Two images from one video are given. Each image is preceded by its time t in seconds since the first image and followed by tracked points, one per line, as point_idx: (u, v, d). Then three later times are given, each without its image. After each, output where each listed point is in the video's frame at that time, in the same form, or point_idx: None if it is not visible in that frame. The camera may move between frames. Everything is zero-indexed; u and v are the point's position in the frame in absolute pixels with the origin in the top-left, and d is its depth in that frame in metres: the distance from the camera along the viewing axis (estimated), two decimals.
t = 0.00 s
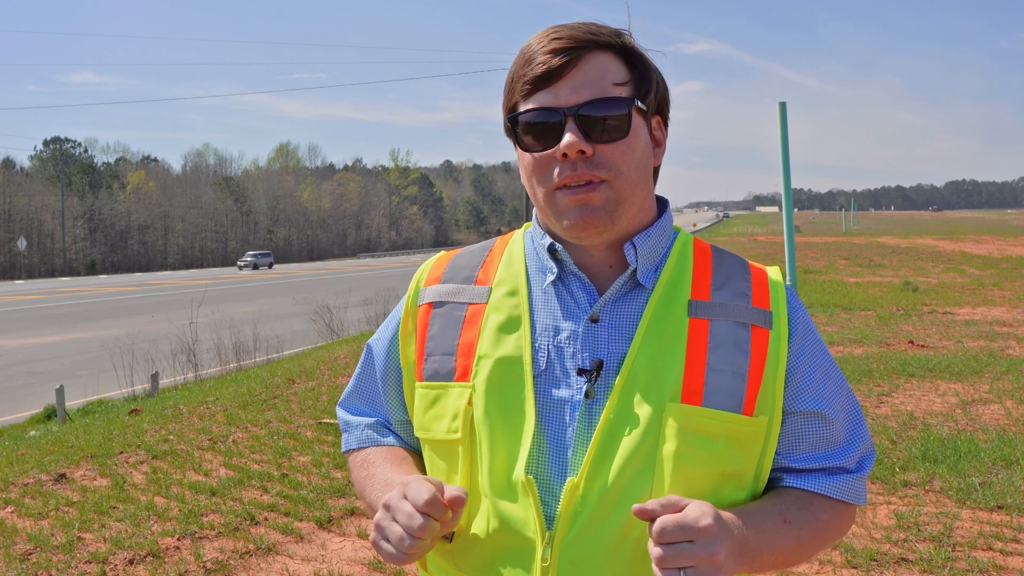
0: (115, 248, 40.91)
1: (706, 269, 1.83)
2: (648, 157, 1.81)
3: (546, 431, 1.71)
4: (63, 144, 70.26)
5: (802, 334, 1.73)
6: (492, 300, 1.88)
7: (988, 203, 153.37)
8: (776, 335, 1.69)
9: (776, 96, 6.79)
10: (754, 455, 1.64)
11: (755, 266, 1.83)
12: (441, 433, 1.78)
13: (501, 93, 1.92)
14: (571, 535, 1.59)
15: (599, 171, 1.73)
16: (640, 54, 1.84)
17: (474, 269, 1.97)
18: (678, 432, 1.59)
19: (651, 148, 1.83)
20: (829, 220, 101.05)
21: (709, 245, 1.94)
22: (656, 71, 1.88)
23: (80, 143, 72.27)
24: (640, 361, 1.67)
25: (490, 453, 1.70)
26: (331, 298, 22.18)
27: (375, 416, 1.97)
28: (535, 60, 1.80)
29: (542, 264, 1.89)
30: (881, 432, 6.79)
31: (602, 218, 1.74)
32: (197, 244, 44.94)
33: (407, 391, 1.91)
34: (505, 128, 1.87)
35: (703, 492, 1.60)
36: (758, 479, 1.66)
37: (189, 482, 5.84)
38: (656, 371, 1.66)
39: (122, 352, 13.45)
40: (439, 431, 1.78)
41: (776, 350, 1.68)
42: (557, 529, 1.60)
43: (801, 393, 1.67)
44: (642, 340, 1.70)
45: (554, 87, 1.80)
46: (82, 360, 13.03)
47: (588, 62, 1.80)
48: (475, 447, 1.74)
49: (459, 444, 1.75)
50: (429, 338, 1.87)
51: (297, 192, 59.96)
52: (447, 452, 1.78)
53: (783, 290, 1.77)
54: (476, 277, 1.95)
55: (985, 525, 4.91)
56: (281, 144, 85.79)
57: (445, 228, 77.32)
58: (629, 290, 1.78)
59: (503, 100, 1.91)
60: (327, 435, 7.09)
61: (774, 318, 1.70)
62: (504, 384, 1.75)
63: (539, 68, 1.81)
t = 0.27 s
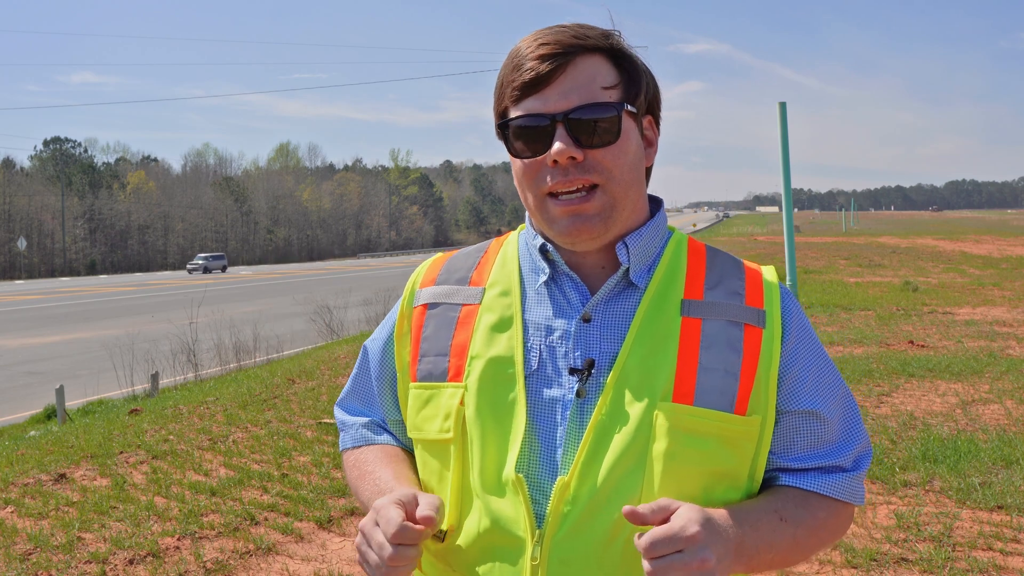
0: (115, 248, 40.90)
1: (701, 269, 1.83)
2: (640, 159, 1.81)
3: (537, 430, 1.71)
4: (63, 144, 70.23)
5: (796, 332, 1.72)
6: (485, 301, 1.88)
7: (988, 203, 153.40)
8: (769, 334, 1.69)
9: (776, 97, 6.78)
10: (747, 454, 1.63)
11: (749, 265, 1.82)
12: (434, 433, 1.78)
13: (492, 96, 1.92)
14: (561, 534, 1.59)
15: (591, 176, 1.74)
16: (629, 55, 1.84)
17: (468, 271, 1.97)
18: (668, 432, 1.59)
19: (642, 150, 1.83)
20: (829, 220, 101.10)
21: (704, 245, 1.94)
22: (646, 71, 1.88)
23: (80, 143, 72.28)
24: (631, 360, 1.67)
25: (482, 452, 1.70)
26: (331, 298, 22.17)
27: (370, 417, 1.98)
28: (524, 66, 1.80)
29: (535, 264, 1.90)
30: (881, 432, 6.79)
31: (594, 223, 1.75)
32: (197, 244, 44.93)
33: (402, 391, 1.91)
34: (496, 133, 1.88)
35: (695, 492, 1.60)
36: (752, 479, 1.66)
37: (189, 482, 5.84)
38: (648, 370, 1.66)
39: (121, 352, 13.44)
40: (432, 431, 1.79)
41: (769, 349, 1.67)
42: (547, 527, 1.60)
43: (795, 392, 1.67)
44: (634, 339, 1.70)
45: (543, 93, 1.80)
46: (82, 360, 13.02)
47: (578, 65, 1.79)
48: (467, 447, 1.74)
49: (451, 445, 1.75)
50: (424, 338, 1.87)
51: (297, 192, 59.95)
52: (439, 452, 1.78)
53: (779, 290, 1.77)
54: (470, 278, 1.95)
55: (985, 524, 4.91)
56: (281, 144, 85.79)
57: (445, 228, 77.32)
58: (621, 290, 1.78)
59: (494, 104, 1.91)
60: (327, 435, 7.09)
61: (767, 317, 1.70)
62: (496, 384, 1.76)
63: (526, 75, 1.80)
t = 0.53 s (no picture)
0: (115, 248, 40.90)
1: (697, 268, 1.83)
2: (638, 156, 1.81)
3: (532, 429, 1.71)
4: (63, 144, 70.22)
5: (792, 332, 1.72)
6: (482, 300, 1.88)
7: (988, 203, 153.47)
8: (765, 334, 1.68)
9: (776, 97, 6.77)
10: (742, 454, 1.63)
11: (746, 264, 1.82)
12: (430, 431, 1.78)
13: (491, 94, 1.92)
14: (554, 533, 1.59)
15: (590, 171, 1.74)
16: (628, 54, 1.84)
17: (466, 270, 1.97)
18: (664, 430, 1.59)
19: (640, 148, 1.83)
20: (829, 220, 101.18)
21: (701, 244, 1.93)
22: (644, 71, 1.88)
23: (80, 143, 72.26)
24: (627, 358, 1.68)
25: (477, 451, 1.70)
26: (331, 298, 22.17)
27: (369, 416, 1.98)
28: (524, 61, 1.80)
29: (533, 263, 1.90)
30: (881, 432, 6.79)
31: (593, 218, 1.75)
32: (197, 244, 44.92)
33: (399, 390, 1.91)
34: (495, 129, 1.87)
35: (691, 490, 1.59)
36: (747, 479, 1.66)
37: (189, 482, 5.84)
38: (643, 369, 1.66)
39: (121, 352, 13.44)
40: (428, 429, 1.79)
41: (764, 349, 1.67)
42: (541, 526, 1.60)
43: (790, 392, 1.67)
44: (630, 338, 1.70)
45: (543, 88, 1.80)
46: (82, 360, 13.02)
47: (578, 63, 1.79)
48: (462, 446, 1.74)
49: (447, 443, 1.75)
50: (421, 337, 1.87)
51: (297, 192, 59.96)
52: (435, 451, 1.78)
53: (775, 289, 1.76)
54: (467, 277, 1.95)
55: (985, 524, 4.91)
56: (281, 144, 85.79)
57: (445, 228, 77.31)
58: (616, 290, 1.78)
59: (493, 102, 1.91)
60: (327, 435, 7.09)
61: (762, 317, 1.70)
62: (493, 382, 1.76)
63: (526, 71, 1.81)
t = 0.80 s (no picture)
0: (115, 249, 40.90)
1: (696, 265, 1.83)
2: (643, 151, 1.82)
3: (531, 424, 1.71)
4: (64, 144, 70.21)
5: (790, 327, 1.72)
6: (484, 296, 1.88)
7: (988, 203, 153.50)
8: (763, 329, 1.68)
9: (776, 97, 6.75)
10: (741, 449, 1.63)
11: (745, 262, 1.82)
12: (430, 425, 1.78)
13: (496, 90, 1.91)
14: (552, 525, 1.59)
15: (602, 161, 1.74)
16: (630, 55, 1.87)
17: (468, 267, 1.97)
18: (662, 424, 1.58)
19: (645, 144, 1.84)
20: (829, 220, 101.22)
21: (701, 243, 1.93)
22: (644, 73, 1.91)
23: (80, 144, 72.26)
24: (626, 352, 1.67)
25: (476, 445, 1.70)
26: (331, 298, 22.17)
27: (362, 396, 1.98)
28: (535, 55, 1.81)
29: (534, 260, 1.89)
30: (881, 432, 6.79)
31: (606, 208, 1.74)
32: (197, 244, 44.92)
33: (400, 382, 1.91)
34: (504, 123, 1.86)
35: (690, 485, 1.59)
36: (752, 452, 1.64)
37: (189, 482, 5.84)
38: (643, 362, 1.66)
39: (121, 352, 13.44)
40: (428, 423, 1.79)
41: (762, 343, 1.67)
42: (538, 520, 1.60)
43: (786, 384, 1.67)
44: (628, 334, 1.70)
45: (554, 82, 1.81)
46: (82, 360, 13.02)
47: (586, 59, 1.81)
48: (462, 440, 1.74)
49: (447, 436, 1.76)
50: (422, 332, 1.88)
51: (297, 192, 59.96)
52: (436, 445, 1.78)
53: (773, 286, 1.76)
54: (469, 274, 1.95)
55: (985, 524, 4.91)
56: (281, 145, 85.79)
57: (445, 228, 77.31)
58: (615, 287, 1.78)
59: (499, 98, 1.90)
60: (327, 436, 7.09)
61: (760, 313, 1.70)
62: (493, 377, 1.76)
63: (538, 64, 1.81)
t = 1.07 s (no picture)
0: (116, 249, 40.91)
1: (697, 263, 1.83)
2: (633, 152, 1.80)
3: (531, 420, 1.70)
4: (64, 144, 70.24)
5: (790, 322, 1.71)
6: (487, 295, 1.88)
7: (988, 203, 153.53)
8: (762, 327, 1.68)
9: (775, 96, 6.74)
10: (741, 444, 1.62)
11: (746, 261, 1.82)
12: (433, 422, 1.78)
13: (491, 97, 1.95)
14: (552, 521, 1.59)
15: (579, 168, 1.74)
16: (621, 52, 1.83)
17: (473, 267, 1.98)
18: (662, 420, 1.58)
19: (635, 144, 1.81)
20: (829, 219, 101.27)
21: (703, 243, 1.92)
22: (641, 68, 1.87)
23: (80, 144, 72.27)
24: (627, 349, 1.68)
25: (477, 442, 1.70)
26: (331, 298, 22.18)
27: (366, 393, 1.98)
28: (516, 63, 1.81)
29: (536, 259, 1.90)
30: (881, 432, 6.80)
31: (586, 216, 1.74)
32: (197, 244, 44.93)
33: (404, 381, 1.91)
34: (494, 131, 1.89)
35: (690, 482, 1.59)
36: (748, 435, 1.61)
37: (189, 482, 5.84)
38: (644, 359, 1.66)
39: (121, 351, 13.45)
40: (430, 421, 1.79)
41: (761, 339, 1.67)
42: (538, 516, 1.61)
43: (783, 376, 1.66)
44: (628, 331, 1.70)
45: (536, 89, 1.81)
46: (82, 360, 13.02)
47: (568, 63, 1.80)
48: (463, 437, 1.75)
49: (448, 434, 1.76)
50: (426, 330, 1.87)
51: (297, 192, 59.95)
52: (437, 441, 1.79)
53: (773, 283, 1.76)
54: (474, 273, 1.95)
55: (985, 524, 4.91)
56: (281, 145, 85.79)
57: (446, 228, 77.33)
58: (616, 286, 1.79)
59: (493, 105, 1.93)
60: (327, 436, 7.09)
61: (760, 310, 1.70)
62: (494, 375, 1.76)
63: (518, 72, 1.82)
